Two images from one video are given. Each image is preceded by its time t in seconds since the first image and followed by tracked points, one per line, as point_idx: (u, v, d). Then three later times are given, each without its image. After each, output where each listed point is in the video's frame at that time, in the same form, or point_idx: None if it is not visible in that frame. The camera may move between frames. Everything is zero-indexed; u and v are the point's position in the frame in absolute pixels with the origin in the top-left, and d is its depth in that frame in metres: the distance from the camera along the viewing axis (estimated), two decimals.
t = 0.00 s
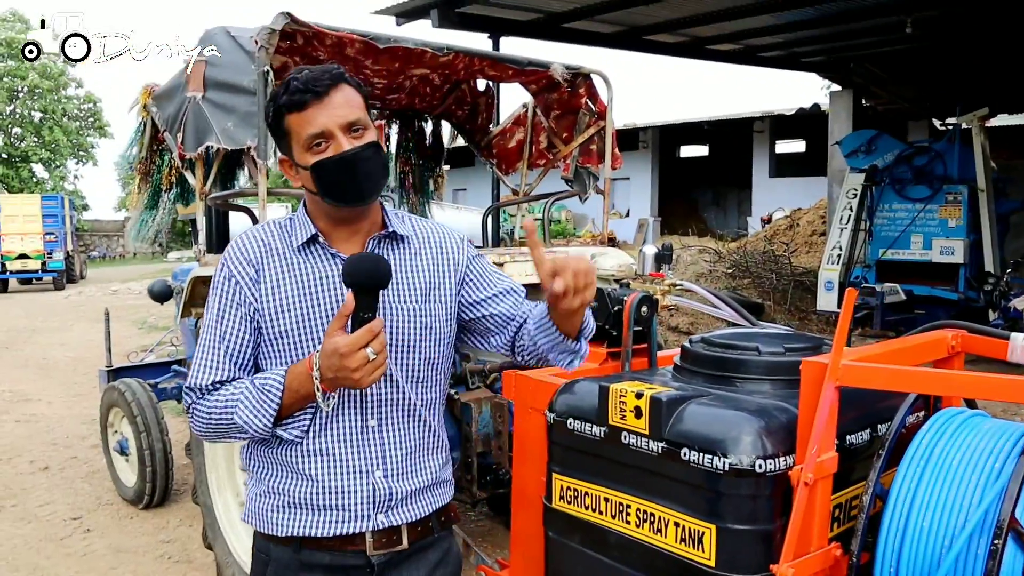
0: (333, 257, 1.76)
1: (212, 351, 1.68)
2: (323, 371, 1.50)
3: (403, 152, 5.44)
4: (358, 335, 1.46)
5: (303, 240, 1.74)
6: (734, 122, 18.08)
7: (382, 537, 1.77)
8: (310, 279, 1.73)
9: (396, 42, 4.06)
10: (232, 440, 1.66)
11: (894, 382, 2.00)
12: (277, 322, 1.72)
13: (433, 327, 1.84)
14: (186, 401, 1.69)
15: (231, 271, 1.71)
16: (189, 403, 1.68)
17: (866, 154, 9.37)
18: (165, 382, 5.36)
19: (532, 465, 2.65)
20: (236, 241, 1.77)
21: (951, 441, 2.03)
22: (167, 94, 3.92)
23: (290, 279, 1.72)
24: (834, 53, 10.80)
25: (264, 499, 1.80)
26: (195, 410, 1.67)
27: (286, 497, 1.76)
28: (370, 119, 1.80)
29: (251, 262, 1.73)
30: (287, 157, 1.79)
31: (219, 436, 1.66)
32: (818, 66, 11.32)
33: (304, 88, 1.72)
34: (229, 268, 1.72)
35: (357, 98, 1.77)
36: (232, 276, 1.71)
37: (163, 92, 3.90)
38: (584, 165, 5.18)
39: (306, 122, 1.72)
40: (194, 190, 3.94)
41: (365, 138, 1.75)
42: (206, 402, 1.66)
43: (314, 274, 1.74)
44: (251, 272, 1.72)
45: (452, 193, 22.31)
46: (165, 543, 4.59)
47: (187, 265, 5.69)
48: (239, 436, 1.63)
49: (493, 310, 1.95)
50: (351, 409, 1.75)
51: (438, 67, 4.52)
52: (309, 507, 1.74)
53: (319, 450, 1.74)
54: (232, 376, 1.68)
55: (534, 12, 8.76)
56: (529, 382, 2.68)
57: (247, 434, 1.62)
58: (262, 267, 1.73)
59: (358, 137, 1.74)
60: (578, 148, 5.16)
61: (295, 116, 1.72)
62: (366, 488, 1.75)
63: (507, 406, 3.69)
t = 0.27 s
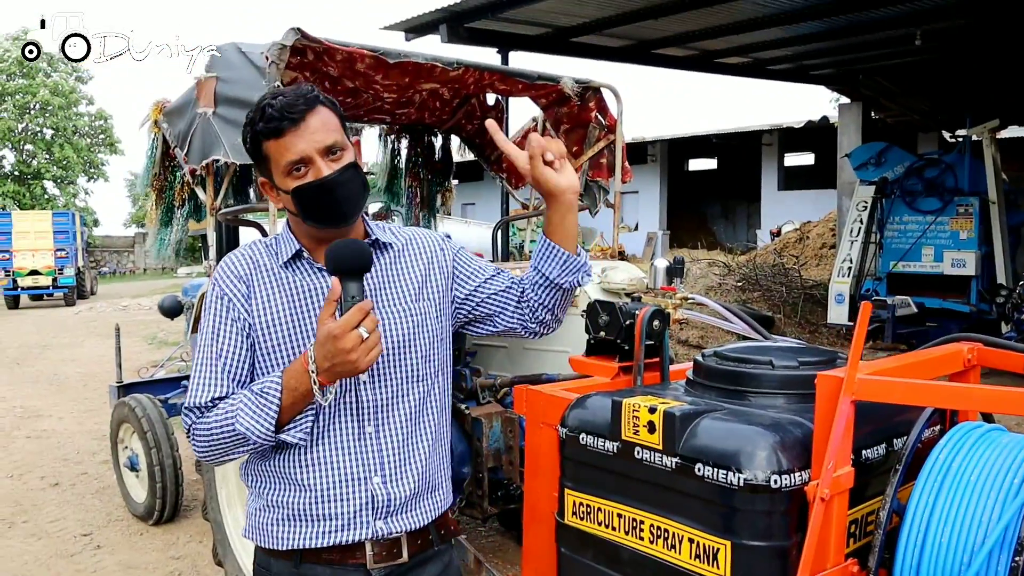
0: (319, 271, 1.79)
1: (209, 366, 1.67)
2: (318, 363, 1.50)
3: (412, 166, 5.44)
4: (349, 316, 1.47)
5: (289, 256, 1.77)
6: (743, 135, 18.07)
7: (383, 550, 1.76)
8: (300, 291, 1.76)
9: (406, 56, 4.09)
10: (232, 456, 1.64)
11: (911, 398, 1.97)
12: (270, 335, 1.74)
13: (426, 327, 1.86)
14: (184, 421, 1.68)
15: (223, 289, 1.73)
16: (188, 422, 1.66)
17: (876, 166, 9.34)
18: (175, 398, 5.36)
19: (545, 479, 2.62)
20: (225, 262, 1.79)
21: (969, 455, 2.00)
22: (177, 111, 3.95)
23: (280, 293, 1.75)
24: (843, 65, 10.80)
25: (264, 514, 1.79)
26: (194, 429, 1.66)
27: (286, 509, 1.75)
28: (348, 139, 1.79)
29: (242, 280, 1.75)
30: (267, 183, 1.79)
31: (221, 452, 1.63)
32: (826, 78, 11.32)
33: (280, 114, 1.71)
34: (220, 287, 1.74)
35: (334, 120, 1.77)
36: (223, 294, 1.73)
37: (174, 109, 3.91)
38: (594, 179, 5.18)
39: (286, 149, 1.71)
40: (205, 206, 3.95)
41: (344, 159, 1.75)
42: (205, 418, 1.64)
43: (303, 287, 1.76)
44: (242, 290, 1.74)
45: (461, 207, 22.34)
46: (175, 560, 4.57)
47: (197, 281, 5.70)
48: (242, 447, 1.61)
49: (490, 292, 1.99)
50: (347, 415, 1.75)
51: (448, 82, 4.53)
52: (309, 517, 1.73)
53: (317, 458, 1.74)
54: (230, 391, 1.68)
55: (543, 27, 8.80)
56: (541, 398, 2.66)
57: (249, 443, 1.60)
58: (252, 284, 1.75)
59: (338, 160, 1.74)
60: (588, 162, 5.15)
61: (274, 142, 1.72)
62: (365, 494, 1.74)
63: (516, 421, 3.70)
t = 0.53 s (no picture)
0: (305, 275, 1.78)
1: (198, 375, 1.66)
2: (306, 369, 1.49)
3: (417, 171, 5.43)
4: (335, 321, 1.47)
5: (276, 261, 1.77)
6: (747, 140, 18.07)
7: (379, 552, 1.75)
8: (287, 297, 1.75)
9: (411, 62, 4.12)
10: (224, 463, 1.63)
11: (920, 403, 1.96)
12: (258, 340, 1.73)
13: (414, 327, 1.85)
14: (175, 431, 1.67)
15: (210, 295, 1.72)
16: (178, 431, 1.65)
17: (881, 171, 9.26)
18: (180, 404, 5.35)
19: (552, 485, 2.60)
20: (210, 269, 1.78)
21: (980, 462, 1.98)
22: (182, 117, 3.95)
23: (267, 298, 1.74)
24: (847, 70, 10.79)
25: (260, 519, 1.78)
26: (185, 438, 1.65)
27: (281, 513, 1.74)
28: (331, 144, 1.80)
29: (230, 285, 1.74)
30: (252, 190, 1.79)
31: (212, 460, 1.63)
32: (830, 83, 11.31)
33: (264, 123, 1.71)
34: (207, 294, 1.73)
35: (317, 126, 1.76)
36: (210, 300, 1.72)
37: (179, 114, 3.92)
38: (599, 184, 5.17)
39: (269, 157, 1.71)
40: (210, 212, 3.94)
41: (328, 167, 1.75)
42: (195, 426, 1.63)
43: (290, 291, 1.76)
44: (230, 295, 1.74)
45: (466, 212, 22.36)
46: (179, 565, 4.56)
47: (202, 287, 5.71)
48: (234, 454, 1.61)
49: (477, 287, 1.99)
50: (338, 417, 1.74)
51: (453, 87, 4.54)
52: (304, 521, 1.73)
53: (309, 461, 1.73)
54: (219, 398, 1.67)
55: (546, 32, 8.81)
56: (547, 403, 2.65)
57: (240, 450, 1.60)
58: (239, 290, 1.74)
59: (322, 167, 1.74)
60: (594, 167, 5.15)
61: (258, 150, 1.72)
62: (358, 495, 1.73)
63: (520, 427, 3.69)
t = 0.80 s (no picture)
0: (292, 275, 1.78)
1: (190, 377, 1.66)
2: (297, 365, 1.49)
3: (418, 172, 5.44)
4: (324, 316, 1.46)
5: (263, 262, 1.77)
6: (748, 140, 18.06)
7: (376, 550, 1.75)
8: (276, 297, 1.75)
9: (413, 62, 4.11)
10: (219, 464, 1.63)
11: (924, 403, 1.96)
12: (248, 341, 1.73)
13: (404, 325, 1.85)
14: (168, 434, 1.67)
15: (199, 298, 1.72)
16: (172, 435, 1.65)
17: (883, 171, 9.32)
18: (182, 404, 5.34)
19: (555, 486, 2.60)
20: (198, 272, 1.78)
21: (984, 462, 1.97)
22: (184, 117, 3.94)
23: (256, 300, 1.74)
24: (848, 70, 10.79)
25: (256, 521, 1.78)
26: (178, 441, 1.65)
27: (276, 514, 1.74)
28: (315, 139, 1.79)
29: (218, 288, 1.74)
30: (236, 187, 1.78)
31: (205, 462, 1.63)
32: (832, 83, 11.29)
33: (245, 118, 1.72)
34: (196, 297, 1.72)
35: (299, 121, 1.77)
36: (199, 302, 1.72)
37: (181, 114, 3.91)
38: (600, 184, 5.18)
39: (252, 150, 1.71)
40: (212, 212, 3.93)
41: (311, 159, 1.75)
42: (189, 429, 1.63)
43: (279, 292, 1.76)
44: (219, 297, 1.73)
45: (467, 212, 22.36)
46: (181, 566, 4.56)
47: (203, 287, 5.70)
48: (228, 456, 1.61)
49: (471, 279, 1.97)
50: (330, 415, 1.74)
51: (455, 87, 4.53)
52: (300, 521, 1.73)
53: (303, 461, 1.72)
54: (211, 401, 1.67)
55: (548, 32, 8.81)
56: (550, 403, 2.65)
57: (234, 451, 1.60)
58: (228, 292, 1.74)
59: (305, 159, 1.74)
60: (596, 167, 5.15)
61: (240, 145, 1.72)
62: (353, 493, 1.73)
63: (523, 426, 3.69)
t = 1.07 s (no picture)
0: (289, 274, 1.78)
1: (186, 378, 1.67)
2: (292, 367, 1.49)
3: (420, 171, 5.44)
4: (318, 318, 1.46)
5: (259, 261, 1.76)
6: (750, 140, 18.05)
7: (375, 547, 1.75)
8: (273, 296, 1.75)
9: (415, 62, 4.11)
10: (216, 464, 1.64)
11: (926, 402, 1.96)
12: (245, 341, 1.73)
13: (401, 324, 1.85)
14: (166, 435, 1.68)
15: (196, 300, 1.72)
16: (169, 435, 1.66)
17: (886, 171, 9.35)
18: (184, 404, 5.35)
19: (557, 485, 2.60)
20: (195, 273, 1.78)
21: (987, 461, 1.97)
22: (186, 117, 3.95)
23: (252, 300, 1.74)
24: (851, 69, 10.77)
25: (255, 520, 1.78)
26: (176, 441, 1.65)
27: (275, 513, 1.75)
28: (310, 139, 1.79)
29: (215, 289, 1.74)
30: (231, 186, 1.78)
31: (203, 462, 1.63)
32: (835, 82, 11.28)
33: (240, 116, 1.72)
34: (192, 298, 1.73)
35: (294, 120, 1.77)
36: (196, 304, 1.72)
37: (183, 114, 3.90)
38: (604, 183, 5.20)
39: (247, 149, 1.71)
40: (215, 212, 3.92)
41: (307, 157, 1.75)
42: (186, 429, 1.64)
43: (275, 292, 1.76)
44: (215, 298, 1.74)
45: (469, 212, 22.35)
46: (184, 565, 4.57)
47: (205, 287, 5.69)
48: (224, 456, 1.61)
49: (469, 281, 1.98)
50: (327, 415, 1.74)
51: (457, 87, 4.53)
52: (298, 519, 1.73)
53: (300, 460, 1.73)
54: (208, 401, 1.67)
55: (550, 32, 8.81)
56: (552, 402, 2.65)
57: (230, 451, 1.60)
58: (225, 293, 1.74)
59: (300, 157, 1.74)
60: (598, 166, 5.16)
61: (235, 144, 1.72)
62: (350, 492, 1.73)
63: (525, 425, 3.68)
